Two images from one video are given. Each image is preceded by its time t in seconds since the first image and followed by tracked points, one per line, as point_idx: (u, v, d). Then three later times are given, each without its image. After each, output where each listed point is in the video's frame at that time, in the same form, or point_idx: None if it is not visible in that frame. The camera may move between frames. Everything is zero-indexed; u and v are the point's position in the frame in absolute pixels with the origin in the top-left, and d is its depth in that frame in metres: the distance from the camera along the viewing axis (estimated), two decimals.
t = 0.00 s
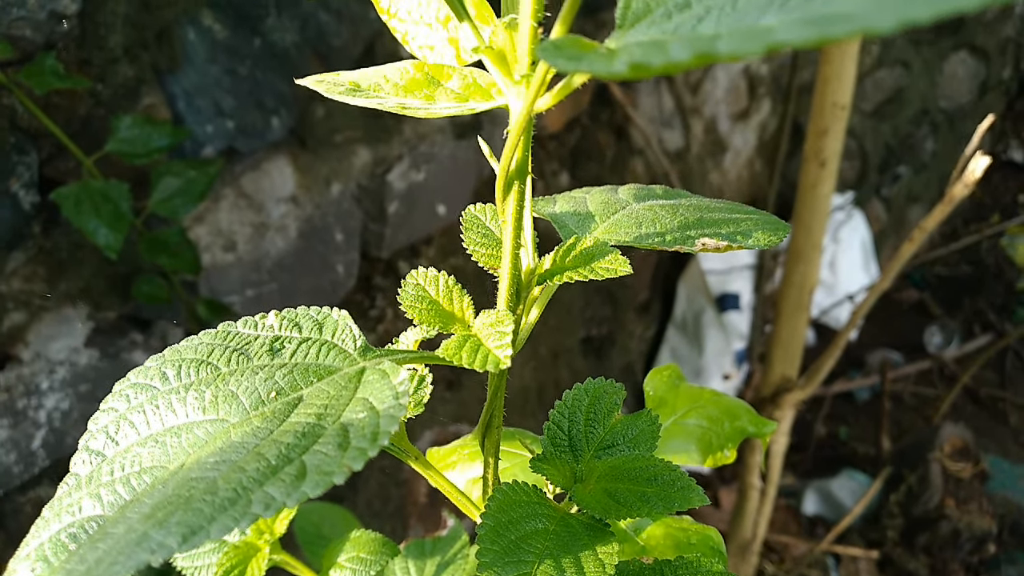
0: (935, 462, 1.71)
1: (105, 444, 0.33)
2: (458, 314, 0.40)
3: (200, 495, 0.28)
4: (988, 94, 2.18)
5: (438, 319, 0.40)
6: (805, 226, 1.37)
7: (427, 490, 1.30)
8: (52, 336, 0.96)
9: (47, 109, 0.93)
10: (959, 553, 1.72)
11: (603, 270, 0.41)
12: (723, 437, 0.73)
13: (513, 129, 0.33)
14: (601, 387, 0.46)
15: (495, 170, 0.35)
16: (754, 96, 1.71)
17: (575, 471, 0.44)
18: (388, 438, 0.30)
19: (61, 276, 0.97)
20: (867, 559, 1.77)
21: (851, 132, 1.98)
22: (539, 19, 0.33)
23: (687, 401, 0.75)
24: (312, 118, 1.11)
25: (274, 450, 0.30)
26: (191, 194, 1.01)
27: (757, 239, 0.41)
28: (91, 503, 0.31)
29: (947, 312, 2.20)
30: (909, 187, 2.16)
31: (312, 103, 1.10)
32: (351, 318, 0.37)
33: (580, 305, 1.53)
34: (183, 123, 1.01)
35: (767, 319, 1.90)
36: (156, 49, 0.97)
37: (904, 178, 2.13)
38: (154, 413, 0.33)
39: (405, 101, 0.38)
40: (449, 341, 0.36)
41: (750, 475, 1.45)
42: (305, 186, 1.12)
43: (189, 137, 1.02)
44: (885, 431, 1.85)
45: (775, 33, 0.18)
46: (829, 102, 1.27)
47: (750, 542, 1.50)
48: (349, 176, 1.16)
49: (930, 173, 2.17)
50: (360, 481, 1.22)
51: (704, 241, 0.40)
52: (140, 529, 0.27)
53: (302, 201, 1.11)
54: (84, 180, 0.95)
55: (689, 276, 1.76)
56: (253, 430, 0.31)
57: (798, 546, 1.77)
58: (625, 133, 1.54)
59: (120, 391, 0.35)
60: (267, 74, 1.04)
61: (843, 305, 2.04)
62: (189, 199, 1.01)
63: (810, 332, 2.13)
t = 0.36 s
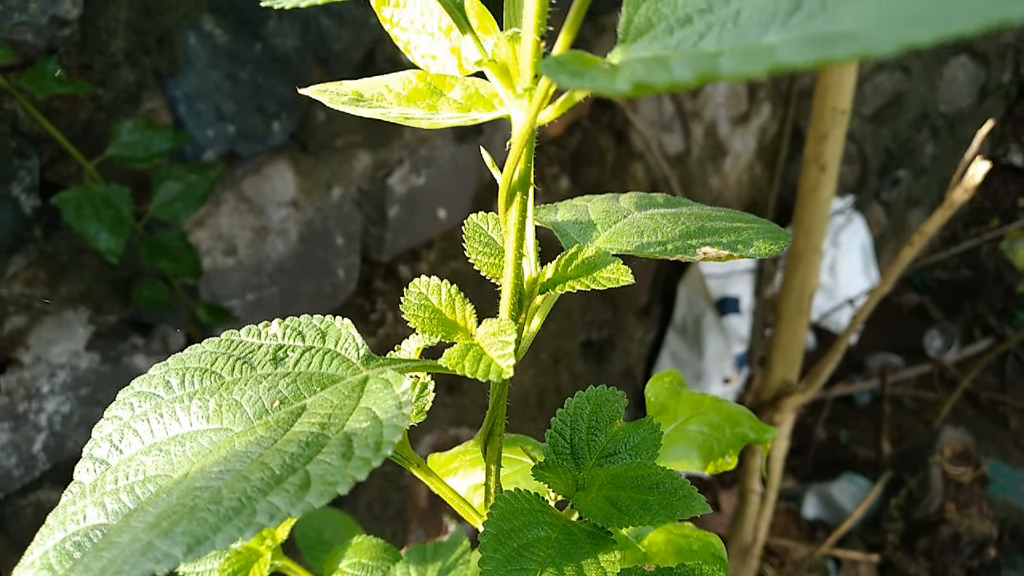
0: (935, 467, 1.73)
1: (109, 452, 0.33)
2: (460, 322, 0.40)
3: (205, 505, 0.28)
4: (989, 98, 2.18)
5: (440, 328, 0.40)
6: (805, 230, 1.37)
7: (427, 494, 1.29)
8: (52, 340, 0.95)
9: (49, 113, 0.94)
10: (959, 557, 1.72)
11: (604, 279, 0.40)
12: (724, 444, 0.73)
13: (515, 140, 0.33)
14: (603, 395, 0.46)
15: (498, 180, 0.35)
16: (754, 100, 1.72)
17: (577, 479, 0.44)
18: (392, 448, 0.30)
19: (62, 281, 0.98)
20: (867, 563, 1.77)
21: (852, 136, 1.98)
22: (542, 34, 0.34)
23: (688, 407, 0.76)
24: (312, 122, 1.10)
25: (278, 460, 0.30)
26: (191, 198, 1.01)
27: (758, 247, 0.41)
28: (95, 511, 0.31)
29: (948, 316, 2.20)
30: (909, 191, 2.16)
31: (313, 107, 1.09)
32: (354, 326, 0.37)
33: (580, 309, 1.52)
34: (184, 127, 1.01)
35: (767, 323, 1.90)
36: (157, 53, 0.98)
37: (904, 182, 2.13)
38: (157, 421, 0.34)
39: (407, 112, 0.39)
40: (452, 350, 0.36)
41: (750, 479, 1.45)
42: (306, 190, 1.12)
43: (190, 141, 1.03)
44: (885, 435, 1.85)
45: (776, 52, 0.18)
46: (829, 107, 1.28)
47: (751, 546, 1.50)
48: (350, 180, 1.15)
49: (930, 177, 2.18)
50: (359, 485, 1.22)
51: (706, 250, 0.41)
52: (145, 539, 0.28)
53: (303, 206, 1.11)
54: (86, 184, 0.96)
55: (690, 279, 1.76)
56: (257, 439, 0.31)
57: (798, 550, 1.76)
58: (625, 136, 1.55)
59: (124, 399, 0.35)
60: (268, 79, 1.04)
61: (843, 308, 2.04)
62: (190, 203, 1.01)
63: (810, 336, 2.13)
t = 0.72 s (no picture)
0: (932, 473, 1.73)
1: (111, 468, 0.35)
2: (458, 338, 0.41)
3: (207, 522, 0.30)
4: (985, 105, 2.19)
5: (438, 343, 0.40)
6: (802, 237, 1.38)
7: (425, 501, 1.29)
8: (51, 347, 0.96)
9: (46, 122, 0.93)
10: (956, 563, 1.72)
11: (599, 297, 0.42)
12: (720, 455, 0.74)
13: (513, 162, 0.34)
14: (599, 409, 0.47)
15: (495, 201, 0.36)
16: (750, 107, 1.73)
17: (574, 492, 0.45)
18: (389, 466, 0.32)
19: (60, 287, 0.97)
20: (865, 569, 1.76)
21: (849, 143, 1.99)
22: (538, 59, 0.34)
23: (684, 418, 0.76)
24: (310, 129, 1.12)
25: (278, 476, 0.32)
26: (191, 206, 1.01)
27: (752, 263, 0.42)
28: (96, 527, 0.32)
29: (944, 323, 2.20)
30: (906, 198, 2.17)
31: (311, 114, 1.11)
32: (353, 343, 0.39)
33: (578, 315, 1.53)
34: (182, 136, 1.01)
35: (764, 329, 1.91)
36: (156, 62, 0.98)
37: (901, 189, 2.14)
38: (158, 437, 0.35)
39: (406, 130, 0.39)
40: (450, 366, 0.37)
41: (748, 486, 1.45)
42: (304, 199, 1.11)
43: (189, 150, 1.02)
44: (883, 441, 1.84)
45: (767, 86, 0.18)
46: (825, 115, 1.28)
47: (748, 553, 1.51)
48: (348, 189, 1.15)
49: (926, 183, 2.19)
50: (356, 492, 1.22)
51: (700, 266, 0.42)
52: (148, 555, 0.29)
53: (300, 214, 1.10)
54: (83, 193, 0.96)
55: (686, 286, 1.77)
56: (257, 456, 0.33)
57: (795, 557, 1.76)
58: (622, 143, 1.55)
59: (125, 415, 0.37)
60: (267, 87, 1.05)
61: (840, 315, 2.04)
62: (190, 211, 1.02)
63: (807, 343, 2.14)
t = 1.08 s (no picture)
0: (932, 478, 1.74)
1: (113, 480, 0.36)
2: (458, 351, 0.41)
3: (208, 536, 0.31)
4: (983, 110, 2.20)
5: (437, 356, 0.40)
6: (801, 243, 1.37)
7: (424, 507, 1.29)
8: (51, 354, 0.95)
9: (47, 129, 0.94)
10: (955, 569, 1.72)
11: (598, 309, 0.41)
12: (718, 464, 0.74)
13: (512, 178, 0.34)
14: (598, 420, 0.47)
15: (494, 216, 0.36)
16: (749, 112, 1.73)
17: (572, 503, 0.45)
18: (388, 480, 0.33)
19: (60, 294, 0.98)
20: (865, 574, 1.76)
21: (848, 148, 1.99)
22: (536, 77, 0.34)
23: (683, 427, 0.77)
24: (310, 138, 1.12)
25: (279, 491, 0.33)
26: (190, 213, 1.01)
27: (749, 275, 0.42)
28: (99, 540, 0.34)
29: (944, 327, 2.20)
30: (905, 202, 2.17)
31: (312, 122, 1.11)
32: (353, 356, 0.40)
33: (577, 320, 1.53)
34: (182, 142, 1.01)
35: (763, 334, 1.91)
36: (156, 69, 0.98)
37: (900, 194, 2.15)
38: (160, 451, 0.36)
39: (406, 144, 0.39)
40: (450, 380, 0.37)
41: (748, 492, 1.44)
42: (303, 205, 1.12)
43: (189, 157, 1.03)
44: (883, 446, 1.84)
45: (760, 111, 0.19)
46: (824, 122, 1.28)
47: (747, 559, 1.51)
48: (348, 195, 1.15)
49: (925, 188, 2.20)
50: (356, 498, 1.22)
51: (698, 278, 0.42)
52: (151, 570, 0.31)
53: (300, 220, 1.11)
54: (83, 200, 0.95)
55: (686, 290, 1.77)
56: (258, 469, 0.34)
57: (795, 562, 1.76)
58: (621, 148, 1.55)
59: (127, 427, 0.38)
60: (267, 94, 1.05)
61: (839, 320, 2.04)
62: (189, 217, 1.01)
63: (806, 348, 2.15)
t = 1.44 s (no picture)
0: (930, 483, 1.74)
1: (116, 491, 0.37)
2: (458, 362, 0.41)
3: (211, 548, 0.32)
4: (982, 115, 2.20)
5: (438, 367, 0.41)
6: (800, 248, 1.37)
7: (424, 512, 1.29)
8: (51, 359, 0.95)
9: (48, 135, 0.94)
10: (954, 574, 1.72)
11: (598, 319, 0.42)
12: (717, 472, 0.75)
13: (513, 192, 0.35)
14: (598, 430, 0.47)
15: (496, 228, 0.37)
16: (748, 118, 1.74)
17: (572, 513, 0.46)
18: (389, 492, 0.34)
19: (61, 299, 0.97)
20: None
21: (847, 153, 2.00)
22: (538, 93, 0.35)
23: (681, 435, 0.77)
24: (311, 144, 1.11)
25: (281, 503, 0.34)
26: (191, 218, 1.01)
27: (748, 286, 0.43)
28: (101, 551, 0.35)
29: (943, 332, 2.20)
30: (903, 207, 2.18)
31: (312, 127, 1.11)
32: (354, 367, 0.41)
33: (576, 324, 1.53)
34: (183, 148, 1.01)
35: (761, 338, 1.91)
36: (157, 75, 0.98)
37: (899, 198, 2.15)
38: (163, 461, 0.38)
39: (408, 156, 0.39)
40: (451, 391, 0.37)
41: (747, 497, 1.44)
42: (303, 210, 1.12)
43: (190, 162, 1.03)
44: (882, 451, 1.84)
45: (760, 132, 0.19)
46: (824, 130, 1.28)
47: (746, 564, 1.51)
48: (348, 200, 1.16)
49: (923, 193, 2.20)
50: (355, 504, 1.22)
51: (697, 288, 0.43)
52: None
53: (300, 225, 1.11)
54: (84, 206, 0.95)
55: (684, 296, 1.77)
56: (260, 481, 0.35)
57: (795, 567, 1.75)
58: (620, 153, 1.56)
59: (130, 438, 0.39)
60: (267, 100, 1.05)
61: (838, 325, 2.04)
62: (189, 223, 1.01)
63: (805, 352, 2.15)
